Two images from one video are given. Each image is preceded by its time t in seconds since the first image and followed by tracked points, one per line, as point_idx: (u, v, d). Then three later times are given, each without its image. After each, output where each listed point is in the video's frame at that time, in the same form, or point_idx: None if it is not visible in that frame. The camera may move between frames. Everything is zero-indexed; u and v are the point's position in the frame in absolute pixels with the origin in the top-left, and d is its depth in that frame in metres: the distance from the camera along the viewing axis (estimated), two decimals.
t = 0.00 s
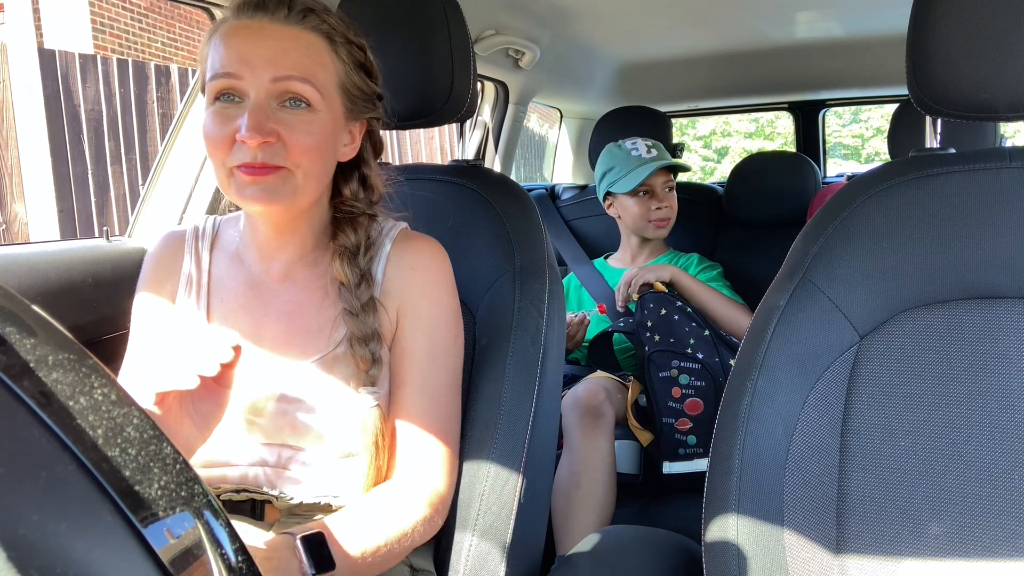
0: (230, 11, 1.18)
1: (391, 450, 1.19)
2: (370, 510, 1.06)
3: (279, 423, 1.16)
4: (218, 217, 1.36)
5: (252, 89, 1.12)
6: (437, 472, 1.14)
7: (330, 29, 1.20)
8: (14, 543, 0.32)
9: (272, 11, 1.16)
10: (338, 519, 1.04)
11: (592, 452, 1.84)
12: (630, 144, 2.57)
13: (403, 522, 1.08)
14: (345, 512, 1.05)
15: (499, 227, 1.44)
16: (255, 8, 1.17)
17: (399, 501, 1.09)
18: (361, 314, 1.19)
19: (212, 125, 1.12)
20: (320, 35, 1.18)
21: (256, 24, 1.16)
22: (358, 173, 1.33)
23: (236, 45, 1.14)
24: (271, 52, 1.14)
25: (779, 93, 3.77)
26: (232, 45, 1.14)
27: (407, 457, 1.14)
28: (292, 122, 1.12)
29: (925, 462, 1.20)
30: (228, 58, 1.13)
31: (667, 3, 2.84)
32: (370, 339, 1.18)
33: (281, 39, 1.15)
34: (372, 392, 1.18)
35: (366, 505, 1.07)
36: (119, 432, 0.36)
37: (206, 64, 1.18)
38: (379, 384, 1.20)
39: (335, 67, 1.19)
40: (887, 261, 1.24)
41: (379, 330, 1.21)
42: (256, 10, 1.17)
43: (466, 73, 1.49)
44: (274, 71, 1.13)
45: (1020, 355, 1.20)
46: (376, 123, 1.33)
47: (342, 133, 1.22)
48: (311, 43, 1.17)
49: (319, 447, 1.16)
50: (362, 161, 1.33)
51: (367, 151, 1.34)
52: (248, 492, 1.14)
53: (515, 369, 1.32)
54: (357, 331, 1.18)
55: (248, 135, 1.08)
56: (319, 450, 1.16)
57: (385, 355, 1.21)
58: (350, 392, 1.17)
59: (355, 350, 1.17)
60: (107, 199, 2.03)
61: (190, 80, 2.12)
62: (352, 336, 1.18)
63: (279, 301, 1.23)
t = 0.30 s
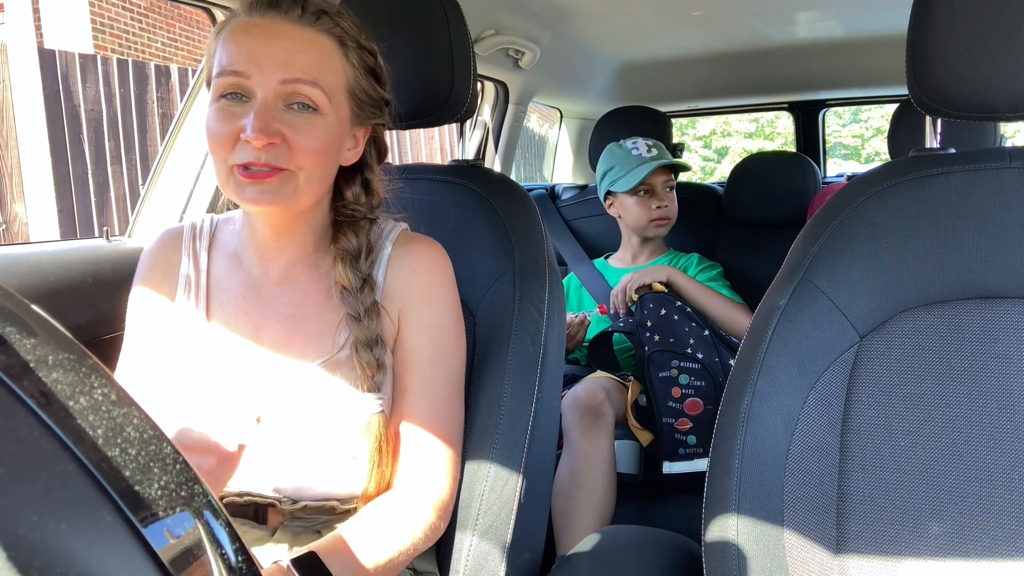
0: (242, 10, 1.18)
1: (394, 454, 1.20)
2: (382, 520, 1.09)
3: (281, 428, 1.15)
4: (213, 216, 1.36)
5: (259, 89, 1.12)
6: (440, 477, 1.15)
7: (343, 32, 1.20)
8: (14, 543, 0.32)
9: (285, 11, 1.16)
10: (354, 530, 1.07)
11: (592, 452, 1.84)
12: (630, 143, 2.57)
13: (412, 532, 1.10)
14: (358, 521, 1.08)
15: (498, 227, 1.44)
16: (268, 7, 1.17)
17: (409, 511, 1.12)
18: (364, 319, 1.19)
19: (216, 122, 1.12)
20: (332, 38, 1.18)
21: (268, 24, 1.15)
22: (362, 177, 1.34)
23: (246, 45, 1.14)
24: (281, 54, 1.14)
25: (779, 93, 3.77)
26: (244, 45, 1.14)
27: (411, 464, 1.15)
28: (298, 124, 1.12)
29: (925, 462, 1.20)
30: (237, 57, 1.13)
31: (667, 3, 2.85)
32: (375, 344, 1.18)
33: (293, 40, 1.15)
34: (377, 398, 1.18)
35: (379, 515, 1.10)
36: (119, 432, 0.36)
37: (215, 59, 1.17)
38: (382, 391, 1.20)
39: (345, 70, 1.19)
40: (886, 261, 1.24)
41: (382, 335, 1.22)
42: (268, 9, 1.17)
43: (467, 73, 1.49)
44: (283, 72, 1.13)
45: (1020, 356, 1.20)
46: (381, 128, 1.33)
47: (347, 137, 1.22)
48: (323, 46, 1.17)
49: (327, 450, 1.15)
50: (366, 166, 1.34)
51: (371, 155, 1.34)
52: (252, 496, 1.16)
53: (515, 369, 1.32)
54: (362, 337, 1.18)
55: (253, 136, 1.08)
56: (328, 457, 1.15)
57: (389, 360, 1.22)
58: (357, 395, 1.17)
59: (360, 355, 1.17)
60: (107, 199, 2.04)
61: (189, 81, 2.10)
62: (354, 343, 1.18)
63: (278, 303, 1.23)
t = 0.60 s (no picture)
0: (254, 16, 1.18)
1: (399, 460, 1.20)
2: (385, 526, 1.10)
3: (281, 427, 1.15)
4: (217, 209, 1.34)
5: (275, 105, 1.12)
6: (443, 483, 1.16)
7: (359, 40, 1.19)
8: (14, 543, 0.32)
9: (302, 21, 1.16)
10: (358, 535, 1.07)
11: (592, 452, 1.84)
12: (634, 142, 2.58)
13: (418, 535, 1.11)
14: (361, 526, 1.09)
15: (499, 227, 1.44)
16: (282, 16, 1.16)
17: (414, 516, 1.12)
18: (375, 324, 1.20)
19: (232, 135, 1.12)
20: (348, 48, 1.18)
21: (283, 36, 1.15)
22: (374, 176, 1.34)
23: (261, 57, 1.13)
24: (297, 68, 1.13)
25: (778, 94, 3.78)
26: (259, 58, 1.13)
27: (417, 467, 1.16)
28: (315, 140, 1.13)
29: (925, 462, 1.20)
30: (251, 70, 1.13)
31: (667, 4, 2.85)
32: (383, 349, 1.19)
33: (309, 53, 1.14)
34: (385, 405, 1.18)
35: (383, 520, 1.10)
36: (119, 432, 0.37)
37: (227, 69, 1.16)
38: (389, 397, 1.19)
39: (361, 80, 1.19)
40: (886, 261, 1.24)
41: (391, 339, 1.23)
42: (283, 17, 1.16)
43: (466, 72, 1.49)
44: (299, 88, 1.13)
45: (1020, 356, 1.20)
46: (397, 130, 1.34)
47: (363, 142, 1.23)
48: (340, 58, 1.17)
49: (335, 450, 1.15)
50: (378, 164, 1.34)
51: (385, 154, 1.34)
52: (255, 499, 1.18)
53: (514, 369, 1.32)
54: (371, 341, 1.18)
55: (271, 156, 1.09)
56: (331, 459, 1.15)
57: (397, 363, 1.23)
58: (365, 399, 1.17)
59: (368, 361, 1.17)
60: (107, 199, 2.02)
61: (190, 81, 2.07)
62: (364, 346, 1.18)
63: (288, 307, 1.24)
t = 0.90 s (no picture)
0: (254, 18, 1.17)
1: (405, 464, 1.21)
2: (390, 526, 1.10)
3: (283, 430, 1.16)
4: (220, 207, 1.34)
5: (278, 108, 1.12)
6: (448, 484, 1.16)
7: (359, 41, 1.20)
8: (15, 543, 0.32)
9: (301, 22, 1.16)
10: (358, 538, 1.07)
11: (592, 452, 1.84)
12: (633, 142, 2.58)
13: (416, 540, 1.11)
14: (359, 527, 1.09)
15: (499, 227, 1.44)
16: (282, 16, 1.16)
17: (415, 517, 1.12)
18: (379, 327, 1.19)
19: (234, 139, 1.12)
20: (349, 48, 1.18)
21: (284, 37, 1.15)
22: (375, 177, 1.33)
23: (263, 58, 1.13)
24: (300, 69, 1.13)
25: (778, 94, 3.78)
26: (260, 60, 1.13)
27: (423, 468, 1.16)
28: (318, 142, 1.13)
29: (924, 462, 1.20)
30: (253, 73, 1.13)
31: (667, 4, 2.85)
32: (388, 352, 1.18)
33: (311, 54, 1.14)
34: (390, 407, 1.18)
35: (387, 521, 1.11)
36: (119, 432, 0.37)
37: (228, 73, 1.16)
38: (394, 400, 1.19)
39: (362, 79, 1.19)
40: (886, 261, 1.24)
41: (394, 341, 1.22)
42: (282, 17, 1.16)
43: (466, 72, 1.49)
44: (302, 89, 1.13)
45: (1020, 356, 1.20)
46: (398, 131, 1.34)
47: (365, 142, 1.22)
48: (340, 58, 1.17)
49: (338, 454, 1.15)
50: (381, 164, 1.33)
51: (386, 155, 1.34)
52: (258, 499, 1.16)
53: (514, 369, 1.32)
54: (375, 344, 1.18)
55: (275, 161, 1.09)
56: (334, 463, 1.15)
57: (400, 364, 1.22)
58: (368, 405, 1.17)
59: (372, 363, 1.17)
60: (107, 199, 2.02)
61: (190, 81, 2.08)
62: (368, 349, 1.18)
63: (293, 308, 1.24)
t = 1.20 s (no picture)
0: (262, 18, 1.18)
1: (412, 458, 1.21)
2: (393, 519, 1.10)
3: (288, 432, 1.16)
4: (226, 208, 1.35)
5: (285, 101, 1.12)
6: (454, 479, 1.16)
7: (363, 39, 1.20)
8: (15, 543, 0.32)
9: (308, 20, 1.16)
10: (352, 534, 1.07)
11: (592, 452, 1.84)
12: (632, 142, 2.58)
13: (425, 535, 1.12)
14: (364, 525, 1.09)
15: (499, 227, 1.44)
16: (290, 16, 1.17)
17: (421, 514, 1.12)
18: (377, 315, 1.20)
19: (243, 135, 1.12)
20: (353, 46, 1.19)
21: (291, 34, 1.16)
22: (377, 176, 1.34)
23: (271, 56, 1.14)
24: (308, 65, 1.14)
25: (778, 93, 3.77)
26: (268, 56, 1.14)
27: (427, 462, 1.16)
28: (325, 135, 1.13)
29: (924, 462, 1.20)
30: (262, 68, 1.13)
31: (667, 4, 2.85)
32: (387, 342, 1.20)
33: (317, 51, 1.15)
34: (386, 395, 1.19)
35: (389, 515, 1.10)
36: (119, 432, 0.36)
37: (237, 69, 1.16)
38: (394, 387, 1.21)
39: (366, 77, 1.20)
40: (886, 261, 1.24)
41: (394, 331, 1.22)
42: (289, 17, 1.17)
43: (466, 73, 1.49)
44: (311, 83, 1.13)
45: (1020, 356, 1.20)
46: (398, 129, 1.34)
47: (368, 142, 1.23)
48: (345, 55, 1.17)
49: (341, 453, 1.17)
50: (382, 165, 1.34)
51: (387, 156, 1.35)
52: (259, 495, 1.17)
53: (515, 369, 1.31)
54: (373, 333, 1.19)
55: (283, 149, 1.08)
56: (338, 458, 1.17)
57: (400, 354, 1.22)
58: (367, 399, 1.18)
59: (371, 352, 1.18)
60: (107, 199, 2.02)
61: (190, 80, 2.12)
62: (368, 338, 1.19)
63: (293, 297, 1.24)
